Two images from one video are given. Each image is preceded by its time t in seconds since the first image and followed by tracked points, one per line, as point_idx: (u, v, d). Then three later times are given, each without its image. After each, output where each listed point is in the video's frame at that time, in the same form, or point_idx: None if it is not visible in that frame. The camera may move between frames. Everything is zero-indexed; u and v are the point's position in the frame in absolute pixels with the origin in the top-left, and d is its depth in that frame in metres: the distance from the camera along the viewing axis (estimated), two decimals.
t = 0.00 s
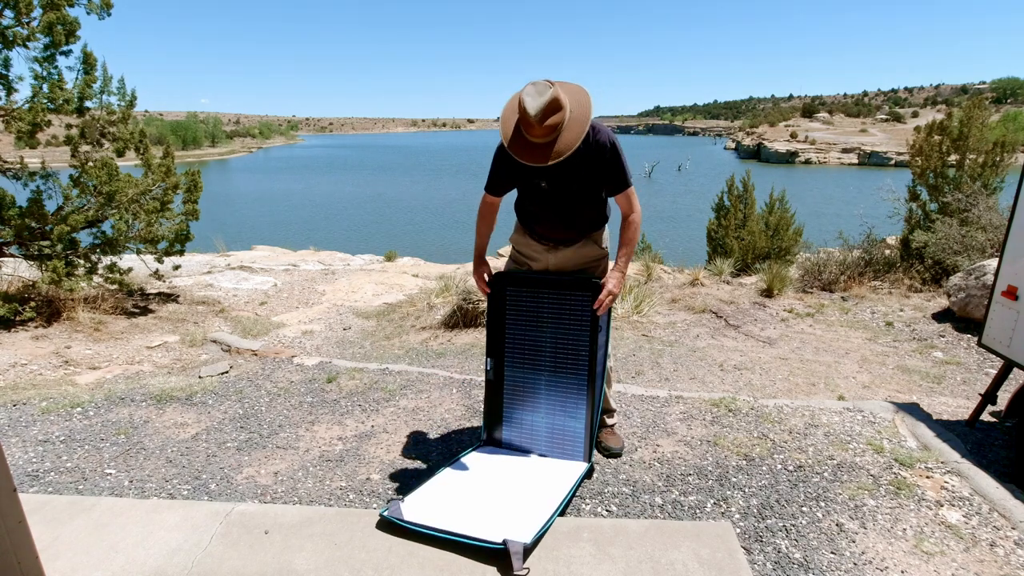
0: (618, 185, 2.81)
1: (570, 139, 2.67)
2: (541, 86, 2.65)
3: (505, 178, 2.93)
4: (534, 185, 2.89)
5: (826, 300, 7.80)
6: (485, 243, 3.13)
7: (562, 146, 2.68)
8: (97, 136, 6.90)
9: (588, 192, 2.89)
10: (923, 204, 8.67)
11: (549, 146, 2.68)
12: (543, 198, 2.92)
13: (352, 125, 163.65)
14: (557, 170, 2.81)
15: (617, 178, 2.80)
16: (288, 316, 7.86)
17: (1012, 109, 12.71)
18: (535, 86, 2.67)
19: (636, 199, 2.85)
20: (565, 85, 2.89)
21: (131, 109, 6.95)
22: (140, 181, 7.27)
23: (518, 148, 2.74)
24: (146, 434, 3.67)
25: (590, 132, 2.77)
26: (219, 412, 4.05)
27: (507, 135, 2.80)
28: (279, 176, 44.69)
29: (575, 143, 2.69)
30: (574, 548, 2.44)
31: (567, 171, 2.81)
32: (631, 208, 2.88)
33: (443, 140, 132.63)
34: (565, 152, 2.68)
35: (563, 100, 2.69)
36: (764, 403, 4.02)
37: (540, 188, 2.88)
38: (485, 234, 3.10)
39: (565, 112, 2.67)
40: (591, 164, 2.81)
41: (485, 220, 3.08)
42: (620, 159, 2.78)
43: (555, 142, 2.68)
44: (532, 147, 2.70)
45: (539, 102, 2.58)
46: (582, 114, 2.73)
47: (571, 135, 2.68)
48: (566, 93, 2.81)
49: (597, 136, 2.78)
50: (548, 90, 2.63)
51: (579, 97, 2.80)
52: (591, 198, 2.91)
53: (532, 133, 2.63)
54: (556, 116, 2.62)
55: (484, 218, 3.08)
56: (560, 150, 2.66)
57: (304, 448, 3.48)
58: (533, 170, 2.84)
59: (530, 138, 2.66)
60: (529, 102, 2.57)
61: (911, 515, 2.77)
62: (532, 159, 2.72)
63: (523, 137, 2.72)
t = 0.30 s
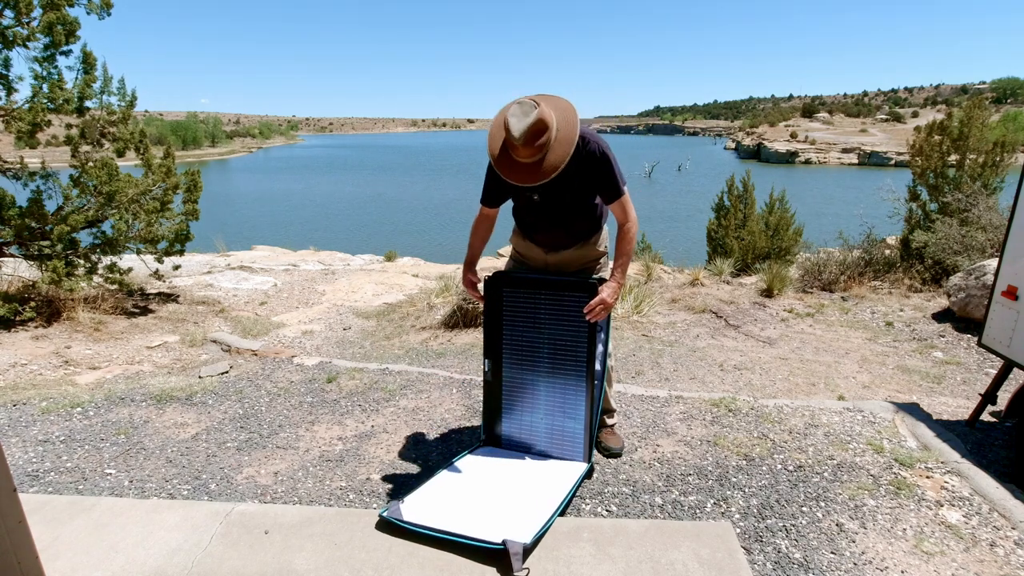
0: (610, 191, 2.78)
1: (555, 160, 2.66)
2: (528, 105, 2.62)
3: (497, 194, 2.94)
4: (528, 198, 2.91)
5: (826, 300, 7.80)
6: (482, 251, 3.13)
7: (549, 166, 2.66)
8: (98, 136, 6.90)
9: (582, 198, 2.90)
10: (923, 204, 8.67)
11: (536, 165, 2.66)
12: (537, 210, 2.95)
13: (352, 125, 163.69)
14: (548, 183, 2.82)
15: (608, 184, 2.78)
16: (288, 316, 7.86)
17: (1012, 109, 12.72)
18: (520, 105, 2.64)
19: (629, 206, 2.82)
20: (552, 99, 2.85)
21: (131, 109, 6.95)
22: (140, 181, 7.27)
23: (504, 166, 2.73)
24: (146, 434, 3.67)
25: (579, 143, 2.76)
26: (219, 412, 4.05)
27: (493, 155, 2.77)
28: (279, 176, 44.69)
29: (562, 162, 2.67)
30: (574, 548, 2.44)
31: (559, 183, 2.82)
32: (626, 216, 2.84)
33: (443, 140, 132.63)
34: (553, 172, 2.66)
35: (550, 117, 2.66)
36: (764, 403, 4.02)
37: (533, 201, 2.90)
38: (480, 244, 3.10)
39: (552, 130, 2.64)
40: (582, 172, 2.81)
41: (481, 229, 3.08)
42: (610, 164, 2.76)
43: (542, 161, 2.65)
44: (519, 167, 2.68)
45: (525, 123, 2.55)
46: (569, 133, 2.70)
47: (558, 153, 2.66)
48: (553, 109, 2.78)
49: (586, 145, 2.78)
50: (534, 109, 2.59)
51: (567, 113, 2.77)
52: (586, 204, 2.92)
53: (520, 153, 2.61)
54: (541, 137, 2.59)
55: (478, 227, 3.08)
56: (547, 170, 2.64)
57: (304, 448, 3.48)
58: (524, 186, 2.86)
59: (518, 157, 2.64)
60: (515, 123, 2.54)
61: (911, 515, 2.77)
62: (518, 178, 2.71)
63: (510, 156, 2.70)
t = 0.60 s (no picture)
0: (606, 192, 2.77)
1: (552, 159, 2.65)
2: (526, 103, 2.62)
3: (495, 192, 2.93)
4: (525, 197, 2.92)
5: (826, 300, 7.80)
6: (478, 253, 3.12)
7: (546, 164, 2.65)
8: (98, 136, 6.90)
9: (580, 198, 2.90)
10: (923, 204, 8.67)
11: (532, 164, 2.66)
12: (534, 209, 2.96)
13: (352, 125, 163.73)
14: (545, 182, 2.82)
15: (605, 185, 2.77)
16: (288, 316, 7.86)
17: (1012, 109, 12.73)
18: (519, 103, 2.63)
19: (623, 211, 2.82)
20: (552, 99, 2.84)
21: (131, 109, 6.96)
22: (140, 181, 7.27)
23: (500, 163, 2.73)
24: (146, 434, 3.67)
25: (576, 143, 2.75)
26: (219, 412, 4.05)
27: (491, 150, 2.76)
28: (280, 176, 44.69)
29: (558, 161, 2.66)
30: (574, 548, 2.44)
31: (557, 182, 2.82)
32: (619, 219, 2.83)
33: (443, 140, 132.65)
34: (548, 171, 2.65)
35: (548, 116, 2.65)
36: (764, 403, 4.02)
37: (530, 200, 2.90)
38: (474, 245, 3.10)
39: (550, 129, 2.63)
40: (580, 171, 2.81)
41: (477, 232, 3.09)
42: (608, 164, 2.75)
43: (538, 159, 2.65)
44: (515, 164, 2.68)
45: (522, 122, 2.54)
46: (565, 133, 2.68)
47: (555, 152, 2.65)
48: (552, 108, 2.76)
49: (584, 145, 2.78)
50: (532, 107, 2.59)
51: (566, 112, 2.74)
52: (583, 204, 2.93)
53: (516, 152, 2.60)
54: (539, 136, 2.59)
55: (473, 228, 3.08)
56: (543, 169, 2.63)
57: (304, 448, 3.48)
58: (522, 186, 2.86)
59: (514, 156, 2.63)
60: (513, 122, 2.54)
61: (911, 515, 2.77)
62: (513, 176, 2.70)
63: (508, 154, 2.69)
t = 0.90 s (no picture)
0: (605, 204, 2.79)
1: (551, 172, 2.65)
2: (526, 116, 2.62)
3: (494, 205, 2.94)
4: (525, 208, 2.94)
5: (825, 300, 7.80)
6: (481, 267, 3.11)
7: (545, 177, 2.65)
8: (98, 136, 6.90)
9: (579, 208, 2.93)
10: (923, 204, 8.67)
11: (531, 177, 2.65)
12: (535, 218, 2.98)
13: (352, 125, 163.78)
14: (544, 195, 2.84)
15: (604, 198, 2.80)
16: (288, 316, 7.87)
17: (1012, 109, 12.73)
18: (519, 116, 2.63)
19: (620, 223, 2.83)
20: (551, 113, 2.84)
21: (131, 109, 6.96)
22: (140, 181, 7.27)
23: (500, 176, 2.72)
24: (146, 434, 3.67)
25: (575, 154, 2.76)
26: (219, 412, 4.05)
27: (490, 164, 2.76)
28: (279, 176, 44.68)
29: (558, 174, 2.65)
30: (574, 548, 2.44)
31: (556, 194, 2.85)
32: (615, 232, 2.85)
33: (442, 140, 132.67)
34: (547, 184, 2.65)
35: (547, 130, 2.65)
36: (764, 403, 4.02)
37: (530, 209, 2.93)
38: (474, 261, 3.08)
39: (549, 142, 2.63)
40: (579, 183, 2.83)
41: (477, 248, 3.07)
42: (607, 177, 2.78)
43: (537, 172, 2.65)
44: (514, 176, 2.67)
45: (522, 134, 2.54)
46: (565, 146, 2.68)
47: (554, 165, 2.65)
48: (551, 123, 2.76)
49: (583, 157, 2.78)
50: (532, 120, 2.59)
51: (566, 127, 2.75)
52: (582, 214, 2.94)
53: (516, 164, 2.60)
54: (539, 148, 2.59)
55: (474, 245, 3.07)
56: (542, 182, 2.63)
57: (304, 448, 3.48)
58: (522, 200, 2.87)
59: (513, 168, 2.63)
60: (513, 133, 2.54)
61: (911, 515, 2.77)
62: (513, 189, 2.69)
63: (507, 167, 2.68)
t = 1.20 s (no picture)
0: (606, 214, 2.80)
1: (556, 172, 2.67)
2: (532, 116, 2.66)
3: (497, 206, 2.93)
4: (527, 211, 2.93)
5: (826, 300, 7.80)
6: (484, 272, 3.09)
7: (548, 178, 2.67)
8: (97, 136, 6.90)
9: (580, 216, 2.92)
10: (923, 204, 8.67)
11: (534, 176, 2.68)
12: (537, 224, 2.99)
13: (352, 125, 163.76)
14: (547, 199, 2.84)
15: (605, 207, 2.80)
16: (288, 316, 7.87)
17: (1012, 109, 12.74)
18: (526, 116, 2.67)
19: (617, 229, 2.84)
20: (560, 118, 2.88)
21: (131, 109, 6.96)
22: (140, 181, 7.27)
23: (506, 176, 2.75)
24: (146, 434, 3.67)
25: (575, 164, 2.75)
26: (219, 412, 4.05)
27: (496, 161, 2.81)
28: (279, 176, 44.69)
29: (560, 177, 2.68)
30: (574, 548, 2.44)
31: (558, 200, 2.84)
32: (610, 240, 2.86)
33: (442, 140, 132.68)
34: (549, 185, 2.67)
35: (553, 131, 2.69)
36: (764, 403, 4.02)
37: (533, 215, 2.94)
38: (477, 266, 3.05)
39: (553, 144, 2.67)
40: (581, 192, 2.82)
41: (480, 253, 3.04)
42: (609, 187, 2.78)
43: (541, 172, 2.68)
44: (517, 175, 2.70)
45: (528, 133, 2.58)
46: (569, 150, 2.71)
47: (557, 168, 2.67)
48: (559, 126, 2.80)
49: (585, 165, 2.78)
50: (538, 121, 2.63)
51: (572, 130, 2.78)
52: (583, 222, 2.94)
53: (520, 162, 2.64)
54: (544, 148, 2.63)
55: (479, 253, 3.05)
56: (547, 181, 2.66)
57: (304, 448, 3.48)
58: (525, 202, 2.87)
59: (518, 166, 2.66)
60: (519, 132, 2.58)
61: (911, 515, 2.77)
62: (519, 188, 2.71)
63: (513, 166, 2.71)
